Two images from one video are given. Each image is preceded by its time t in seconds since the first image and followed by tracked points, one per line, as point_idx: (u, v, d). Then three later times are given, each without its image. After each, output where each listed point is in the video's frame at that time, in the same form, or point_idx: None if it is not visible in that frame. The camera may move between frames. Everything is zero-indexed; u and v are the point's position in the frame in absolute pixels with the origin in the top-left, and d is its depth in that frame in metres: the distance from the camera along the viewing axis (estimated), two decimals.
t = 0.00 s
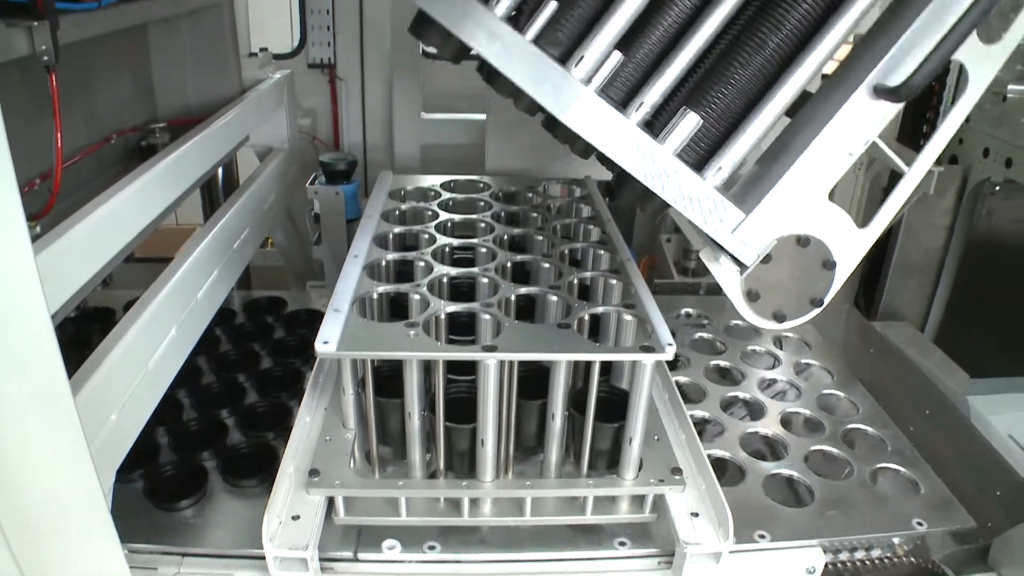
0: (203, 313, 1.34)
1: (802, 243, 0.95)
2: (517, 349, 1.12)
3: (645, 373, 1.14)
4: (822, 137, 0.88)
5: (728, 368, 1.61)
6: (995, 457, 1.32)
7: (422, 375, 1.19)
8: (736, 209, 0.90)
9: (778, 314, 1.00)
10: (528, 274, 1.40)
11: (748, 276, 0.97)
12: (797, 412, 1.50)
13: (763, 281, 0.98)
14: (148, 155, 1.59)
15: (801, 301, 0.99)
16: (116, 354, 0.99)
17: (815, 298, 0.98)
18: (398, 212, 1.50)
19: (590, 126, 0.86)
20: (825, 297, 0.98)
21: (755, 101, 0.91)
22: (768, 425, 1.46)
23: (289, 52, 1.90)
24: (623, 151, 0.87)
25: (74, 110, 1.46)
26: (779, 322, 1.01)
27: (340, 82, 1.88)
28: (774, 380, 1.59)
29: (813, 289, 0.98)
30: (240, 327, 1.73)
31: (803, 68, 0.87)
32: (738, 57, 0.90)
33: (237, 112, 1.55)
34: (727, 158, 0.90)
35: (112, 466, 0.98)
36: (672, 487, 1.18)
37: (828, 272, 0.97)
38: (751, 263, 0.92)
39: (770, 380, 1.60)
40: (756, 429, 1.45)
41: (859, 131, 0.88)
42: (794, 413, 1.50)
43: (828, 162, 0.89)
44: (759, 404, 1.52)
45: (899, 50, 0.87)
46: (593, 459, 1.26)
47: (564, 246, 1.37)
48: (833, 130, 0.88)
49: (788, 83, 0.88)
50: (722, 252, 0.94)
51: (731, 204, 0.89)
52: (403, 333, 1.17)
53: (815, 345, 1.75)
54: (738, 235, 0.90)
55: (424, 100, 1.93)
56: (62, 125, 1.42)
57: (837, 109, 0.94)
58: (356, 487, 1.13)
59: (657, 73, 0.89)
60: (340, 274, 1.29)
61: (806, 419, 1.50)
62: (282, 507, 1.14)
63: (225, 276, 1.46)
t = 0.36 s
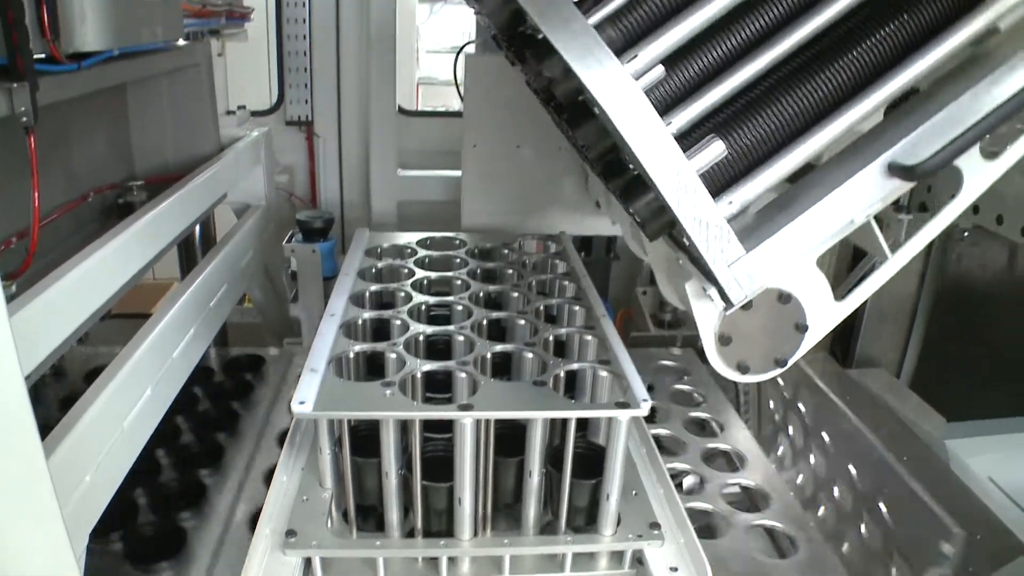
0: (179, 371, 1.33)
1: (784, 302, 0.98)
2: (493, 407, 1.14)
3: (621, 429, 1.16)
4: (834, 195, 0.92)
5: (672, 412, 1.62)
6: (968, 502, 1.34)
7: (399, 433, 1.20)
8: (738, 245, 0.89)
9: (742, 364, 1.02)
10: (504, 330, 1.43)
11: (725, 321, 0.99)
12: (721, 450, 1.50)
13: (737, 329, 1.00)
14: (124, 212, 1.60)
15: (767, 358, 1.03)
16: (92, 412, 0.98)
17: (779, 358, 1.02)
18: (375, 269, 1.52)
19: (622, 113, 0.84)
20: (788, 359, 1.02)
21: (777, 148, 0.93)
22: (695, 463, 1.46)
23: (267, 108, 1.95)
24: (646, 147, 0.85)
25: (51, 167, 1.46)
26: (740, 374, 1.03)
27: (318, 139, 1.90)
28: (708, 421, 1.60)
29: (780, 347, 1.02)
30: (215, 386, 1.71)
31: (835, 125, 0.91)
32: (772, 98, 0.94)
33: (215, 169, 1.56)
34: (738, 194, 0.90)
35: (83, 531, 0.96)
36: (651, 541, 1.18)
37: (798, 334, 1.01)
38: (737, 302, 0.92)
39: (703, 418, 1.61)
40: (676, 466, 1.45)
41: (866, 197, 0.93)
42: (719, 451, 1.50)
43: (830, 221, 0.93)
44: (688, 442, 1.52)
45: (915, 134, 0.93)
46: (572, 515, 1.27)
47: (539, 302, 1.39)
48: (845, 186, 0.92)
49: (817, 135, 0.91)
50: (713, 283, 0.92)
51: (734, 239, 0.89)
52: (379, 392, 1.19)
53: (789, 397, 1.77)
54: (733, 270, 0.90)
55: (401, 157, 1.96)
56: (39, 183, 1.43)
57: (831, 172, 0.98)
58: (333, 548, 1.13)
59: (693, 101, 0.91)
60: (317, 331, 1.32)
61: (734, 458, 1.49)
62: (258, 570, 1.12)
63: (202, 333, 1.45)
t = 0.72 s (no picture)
0: (147, 425, 1.31)
1: (754, 352, 1.14)
2: (463, 458, 1.15)
3: (590, 477, 1.17)
4: (835, 255, 1.01)
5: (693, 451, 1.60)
6: (936, 540, 1.38)
7: (369, 485, 1.19)
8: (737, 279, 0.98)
9: (700, 406, 1.16)
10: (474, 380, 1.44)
11: (698, 356, 1.14)
12: (763, 487, 1.50)
13: (705, 369, 1.15)
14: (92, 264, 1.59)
15: (725, 407, 1.16)
16: (55, 471, 0.96)
17: (736, 410, 1.16)
18: (345, 320, 1.53)
19: (667, 128, 0.93)
20: (744, 413, 1.16)
21: (789, 200, 1.05)
22: (741, 501, 1.45)
23: (235, 159, 1.96)
24: (678, 168, 0.94)
25: (18, 219, 1.45)
26: (698, 415, 1.15)
27: (287, 190, 1.92)
28: (735, 458, 1.59)
29: (739, 400, 1.15)
30: (187, 439, 1.69)
31: (844, 192, 1.03)
32: (793, 150, 1.06)
33: (184, 221, 1.56)
34: (746, 235, 1.00)
35: None
36: None
37: (758, 390, 1.14)
38: (721, 335, 0.98)
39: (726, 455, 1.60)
40: (725, 505, 1.44)
41: (859, 267, 1.03)
42: (760, 488, 1.50)
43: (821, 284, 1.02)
44: (729, 481, 1.50)
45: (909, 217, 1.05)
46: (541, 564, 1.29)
47: (507, 352, 1.41)
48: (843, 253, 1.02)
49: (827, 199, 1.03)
50: (704, 313, 0.98)
51: (734, 279, 0.98)
52: (349, 444, 1.19)
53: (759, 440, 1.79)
54: (726, 302, 0.97)
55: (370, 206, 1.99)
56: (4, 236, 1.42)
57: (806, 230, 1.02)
58: None
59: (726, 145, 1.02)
60: (285, 385, 1.32)
61: (772, 495, 1.49)
62: None
63: (170, 386, 1.44)
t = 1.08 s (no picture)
0: (108, 460, 1.29)
1: (719, 385, 1.18)
2: (426, 489, 1.15)
3: (554, 506, 1.18)
4: (821, 307, 1.12)
5: (661, 475, 1.60)
6: (899, 558, 1.41)
7: (333, 518, 1.19)
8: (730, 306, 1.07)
9: (657, 426, 1.17)
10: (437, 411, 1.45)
11: (670, 376, 1.14)
12: (730, 510, 1.50)
13: (671, 391, 1.16)
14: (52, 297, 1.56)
15: (679, 433, 1.18)
16: (10, 511, 0.94)
17: (688, 438, 1.19)
18: (308, 351, 1.53)
19: (706, 142, 1.01)
20: (695, 442, 1.19)
21: (777, 248, 1.15)
22: (707, 524, 1.45)
23: (198, 189, 1.94)
24: (706, 183, 1.02)
25: None
26: (653, 435, 1.17)
27: (250, 222, 1.91)
28: (702, 481, 1.59)
29: (694, 428, 1.19)
30: (151, 474, 1.67)
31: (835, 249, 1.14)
32: (783, 199, 1.17)
33: (146, 252, 1.55)
34: (742, 268, 1.09)
35: None
36: None
37: (713, 422, 1.19)
38: (701, 354, 1.06)
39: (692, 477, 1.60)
40: (692, 529, 1.44)
41: (840, 326, 1.14)
42: (727, 511, 1.50)
43: (806, 333, 1.13)
44: (696, 505, 1.51)
45: (891, 290, 1.17)
46: None
47: (471, 381, 1.42)
48: (832, 309, 1.13)
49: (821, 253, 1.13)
50: (690, 327, 1.07)
51: (725, 304, 1.06)
52: (312, 477, 1.19)
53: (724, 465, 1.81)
54: (712, 322, 1.06)
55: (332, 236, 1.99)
56: None
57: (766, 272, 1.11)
58: None
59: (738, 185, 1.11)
60: (247, 419, 1.31)
61: (739, 518, 1.49)
62: None
63: (132, 420, 1.42)
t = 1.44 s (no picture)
0: (55, 493, 1.25)
1: (671, 407, 1.19)
2: (380, 514, 1.14)
3: (507, 528, 1.18)
4: (772, 338, 1.15)
5: (617, 493, 1.60)
6: (854, 568, 1.42)
7: (285, 545, 1.17)
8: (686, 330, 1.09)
9: (608, 442, 1.17)
10: (389, 435, 1.44)
11: (624, 394, 1.15)
12: (686, 525, 1.51)
13: (623, 408, 1.16)
14: None
15: (628, 450, 1.19)
16: None
17: (635, 456, 1.19)
18: (258, 377, 1.52)
19: (681, 161, 1.02)
20: (642, 461, 1.20)
21: (745, 276, 1.16)
22: (663, 540, 1.46)
23: (146, 215, 1.92)
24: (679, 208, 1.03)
25: None
26: (602, 451, 1.17)
27: (200, 247, 1.89)
28: (658, 498, 1.59)
29: (641, 448, 1.19)
30: (101, 506, 1.63)
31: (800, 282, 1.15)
32: (744, 235, 1.17)
33: (94, 278, 1.52)
34: (703, 292, 1.10)
35: None
36: None
37: (661, 443, 1.20)
38: (656, 371, 1.08)
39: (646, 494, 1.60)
40: (648, 546, 1.44)
41: (792, 357, 1.17)
42: (682, 527, 1.50)
43: (759, 361, 1.16)
44: (652, 521, 1.51)
45: (838, 327, 1.20)
46: None
47: (423, 404, 1.42)
48: (785, 341, 1.16)
49: (784, 286, 1.14)
50: (648, 344, 1.08)
51: (686, 323, 1.09)
52: (263, 504, 1.17)
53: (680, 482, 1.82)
54: (672, 339, 1.08)
55: (283, 261, 1.98)
56: None
57: (721, 292, 1.10)
58: None
59: (706, 215, 1.13)
60: (197, 447, 1.28)
61: (695, 534, 1.49)
62: None
63: (80, 451, 1.38)
